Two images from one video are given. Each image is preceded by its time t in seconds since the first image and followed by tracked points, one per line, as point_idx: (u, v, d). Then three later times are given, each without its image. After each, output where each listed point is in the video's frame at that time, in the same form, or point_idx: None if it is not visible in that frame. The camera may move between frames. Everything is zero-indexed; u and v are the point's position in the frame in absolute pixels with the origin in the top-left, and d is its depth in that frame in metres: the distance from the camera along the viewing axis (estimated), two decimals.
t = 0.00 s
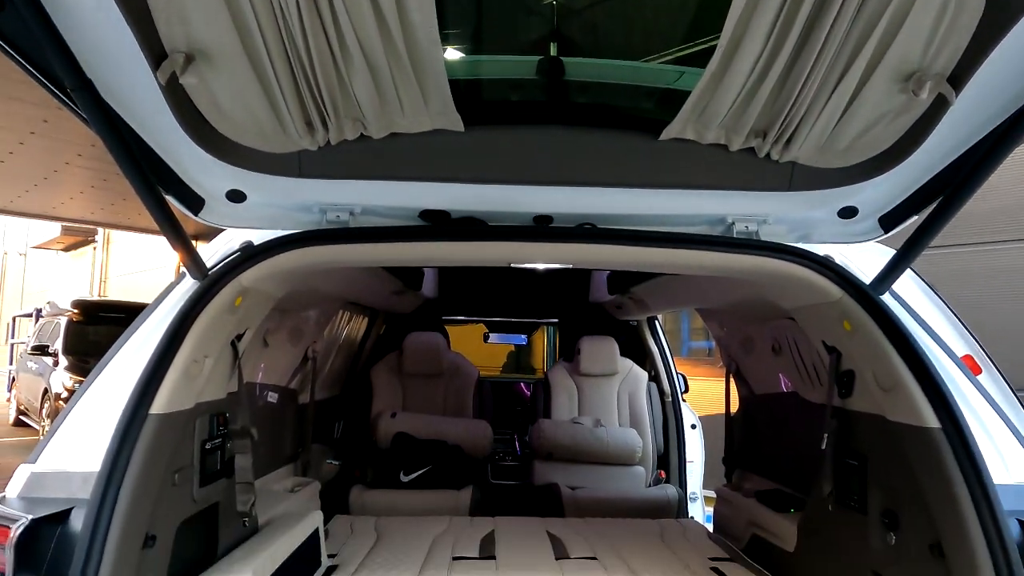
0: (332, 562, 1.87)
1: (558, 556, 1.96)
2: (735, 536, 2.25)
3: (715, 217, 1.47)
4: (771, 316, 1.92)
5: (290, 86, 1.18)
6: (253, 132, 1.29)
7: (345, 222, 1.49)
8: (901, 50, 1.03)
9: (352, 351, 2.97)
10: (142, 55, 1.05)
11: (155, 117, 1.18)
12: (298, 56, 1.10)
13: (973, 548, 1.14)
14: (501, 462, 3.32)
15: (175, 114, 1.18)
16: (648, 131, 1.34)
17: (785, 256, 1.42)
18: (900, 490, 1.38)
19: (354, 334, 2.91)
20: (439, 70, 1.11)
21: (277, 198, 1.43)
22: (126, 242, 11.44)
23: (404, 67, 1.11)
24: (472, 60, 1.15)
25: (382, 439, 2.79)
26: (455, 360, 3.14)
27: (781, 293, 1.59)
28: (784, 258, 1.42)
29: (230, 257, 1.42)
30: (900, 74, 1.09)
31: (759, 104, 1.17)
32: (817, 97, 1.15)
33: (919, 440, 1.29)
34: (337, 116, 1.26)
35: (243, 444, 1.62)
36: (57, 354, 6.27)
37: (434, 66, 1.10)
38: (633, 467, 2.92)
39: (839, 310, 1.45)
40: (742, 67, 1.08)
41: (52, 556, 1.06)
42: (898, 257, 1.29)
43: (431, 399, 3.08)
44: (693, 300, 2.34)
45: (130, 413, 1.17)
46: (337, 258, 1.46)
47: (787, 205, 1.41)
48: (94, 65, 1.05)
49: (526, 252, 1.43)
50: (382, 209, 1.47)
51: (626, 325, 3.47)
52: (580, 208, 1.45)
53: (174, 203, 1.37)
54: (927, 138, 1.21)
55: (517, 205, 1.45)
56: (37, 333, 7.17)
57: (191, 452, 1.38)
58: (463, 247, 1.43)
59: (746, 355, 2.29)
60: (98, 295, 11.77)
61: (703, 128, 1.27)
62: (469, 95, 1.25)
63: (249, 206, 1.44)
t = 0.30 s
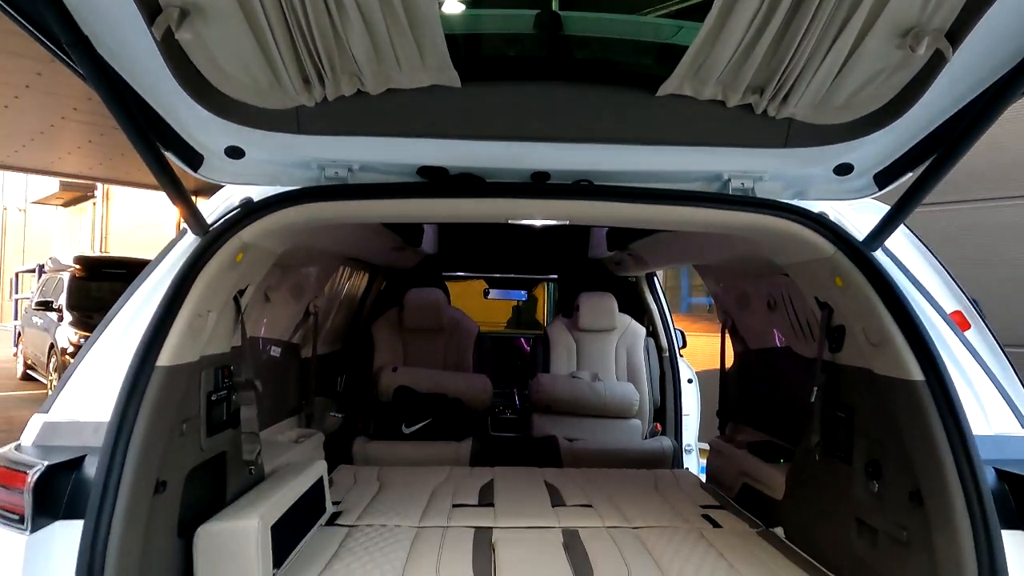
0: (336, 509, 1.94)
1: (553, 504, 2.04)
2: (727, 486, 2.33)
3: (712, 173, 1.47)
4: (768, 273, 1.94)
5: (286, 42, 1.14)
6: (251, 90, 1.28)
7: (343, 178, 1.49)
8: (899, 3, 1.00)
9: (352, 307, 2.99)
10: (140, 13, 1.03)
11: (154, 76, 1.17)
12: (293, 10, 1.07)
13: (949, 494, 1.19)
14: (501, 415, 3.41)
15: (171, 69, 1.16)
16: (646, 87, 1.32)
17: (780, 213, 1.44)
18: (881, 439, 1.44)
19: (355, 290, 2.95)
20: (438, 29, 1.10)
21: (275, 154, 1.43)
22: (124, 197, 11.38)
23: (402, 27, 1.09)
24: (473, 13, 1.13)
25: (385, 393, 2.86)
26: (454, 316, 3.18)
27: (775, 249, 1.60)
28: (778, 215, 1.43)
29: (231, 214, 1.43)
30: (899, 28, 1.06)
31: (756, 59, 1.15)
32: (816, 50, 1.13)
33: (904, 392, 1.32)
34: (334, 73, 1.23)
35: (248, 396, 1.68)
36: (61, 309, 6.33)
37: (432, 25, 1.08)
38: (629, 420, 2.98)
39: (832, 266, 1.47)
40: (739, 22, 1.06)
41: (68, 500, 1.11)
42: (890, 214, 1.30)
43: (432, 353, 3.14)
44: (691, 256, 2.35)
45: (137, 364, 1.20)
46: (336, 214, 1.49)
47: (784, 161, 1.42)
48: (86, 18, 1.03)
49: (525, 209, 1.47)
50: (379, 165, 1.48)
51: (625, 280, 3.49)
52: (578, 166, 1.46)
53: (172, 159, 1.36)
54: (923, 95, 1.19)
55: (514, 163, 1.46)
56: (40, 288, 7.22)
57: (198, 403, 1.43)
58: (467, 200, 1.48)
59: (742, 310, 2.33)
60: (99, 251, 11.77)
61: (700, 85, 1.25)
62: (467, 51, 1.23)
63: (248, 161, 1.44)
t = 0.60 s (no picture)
0: (340, 476, 1.98)
1: (553, 472, 2.07)
2: (725, 455, 2.36)
3: (713, 141, 1.46)
4: (768, 244, 1.94)
5: (285, 7, 1.13)
6: (251, 57, 1.27)
7: (343, 147, 1.49)
8: None
9: (353, 280, 3.00)
10: None
11: (153, 45, 1.16)
12: None
13: (943, 458, 1.21)
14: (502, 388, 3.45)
15: (169, 36, 1.15)
16: (647, 54, 1.31)
17: (781, 181, 1.44)
18: (878, 406, 1.46)
19: (356, 263, 2.95)
20: None
21: (275, 122, 1.42)
22: (124, 174, 11.34)
23: None
24: None
25: (386, 365, 2.88)
26: (455, 290, 3.19)
27: (775, 218, 1.60)
28: (779, 183, 1.44)
29: (231, 182, 1.43)
30: None
31: (757, 28, 1.14)
32: (819, 18, 1.11)
33: (901, 359, 1.33)
34: (333, 40, 1.22)
35: (252, 363, 1.70)
36: (64, 286, 6.36)
37: None
38: (629, 394, 2.99)
39: (833, 235, 1.47)
40: None
41: (76, 463, 1.13)
42: (889, 183, 1.30)
43: (433, 327, 3.17)
44: (692, 228, 2.35)
45: (141, 330, 1.21)
46: (337, 183, 1.49)
47: (786, 129, 1.41)
48: None
49: (526, 178, 1.47)
50: (379, 134, 1.47)
51: (626, 255, 3.49)
52: (579, 134, 1.45)
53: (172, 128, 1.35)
54: (925, 62, 1.19)
55: (516, 131, 1.45)
56: (42, 263, 7.22)
57: (202, 370, 1.45)
58: (467, 168, 1.47)
59: (742, 282, 2.34)
60: (100, 227, 11.76)
61: (702, 53, 1.24)
62: (464, 15, 1.21)
63: (249, 130, 1.43)
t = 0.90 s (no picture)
0: (343, 448, 2.00)
1: (555, 445, 2.09)
2: (725, 429, 2.39)
3: (717, 112, 1.46)
4: (770, 218, 1.94)
5: None
6: (251, 26, 1.23)
7: (346, 119, 1.48)
8: None
9: (354, 256, 3.00)
10: None
11: (153, 13, 1.14)
12: None
13: (944, 427, 1.22)
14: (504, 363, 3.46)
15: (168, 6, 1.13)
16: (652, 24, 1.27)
17: (785, 153, 1.44)
18: (877, 378, 1.47)
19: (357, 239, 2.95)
20: None
21: (275, 92, 1.40)
22: (122, 150, 11.26)
23: None
24: None
25: (388, 340, 2.89)
26: (457, 266, 3.20)
27: (778, 190, 1.60)
28: (782, 155, 1.43)
29: (233, 152, 1.42)
30: None
31: None
32: None
33: (903, 330, 1.34)
34: (333, 9, 1.17)
35: (253, 336, 1.71)
36: (65, 262, 6.36)
37: None
38: (629, 368, 3.03)
39: (837, 207, 1.47)
40: None
41: (83, 431, 1.14)
42: (893, 155, 1.29)
43: (434, 302, 3.18)
44: (694, 202, 2.34)
45: (146, 300, 1.22)
46: (339, 154, 1.48)
47: (791, 101, 1.40)
48: None
49: (528, 149, 1.47)
50: (382, 105, 1.46)
51: (628, 231, 3.48)
52: (582, 105, 1.43)
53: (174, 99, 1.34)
54: (936, 28, 1.15)
55: (518, 103, 1.43)
56: (42, 240, 7.22)
57: (207, 341, 1.46)
58: (470, 139, 1.46)
59: (744, 256, 2.34)
60: (100, 205, 11.72)
61: (708, 20, 1.21)
62: None
63: (249, 100, 1.42)
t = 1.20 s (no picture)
0: (344, 424, 2.02)
1: (554, 421, 2.11)
2: (723, 406, 2.40)
3: (718, 87, 1.43)
4: (771, 194, 1.94)
5: None
6: None
7: (344, 93, 1.46)
8: None
9: (354, 234, 2.99)
10: None
11: None
12: None
13: (940, 402, 1.23)
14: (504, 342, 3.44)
15: None
16: None
17: (788, 128, 1.42)
18: (875, 354, 1.48)
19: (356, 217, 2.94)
20: None
21: (272, 67, 1.38)
22: (121, 128, 11.19)
23: None
24: None
25: (388, 318, 2.90)
26: (457, 244, 3.20)
27: (778, 165, 1.59)
28: (784, 130, 1.42)
29: (230, 127, 1.41)
30: None
31: None
32: None
33: (902, 306, 1.34)
34: None
35: (253, 312, 1.73)
36: (67, 241, 6.37)
37: None
38: (629, 347, 3.06)
39: (837, 183, 1.46)
40: None
41: (85, 406, 1.15)
42: (893, 131, 1.28)
43: (434, 280, 3.18)
44: (695, 179, 2.33)
45: (145, 276, 1.22)
46: (336, 129, 1.47)
47: (793, 75, 1.38)
48: None
49: (527, 124, 1.46)
50: (380, 79, 1.43)
51: (628, 209, 3.46)
52: (582, 80, 1.41)
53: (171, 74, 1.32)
54: None
55: (517, 77, 1.41)
56: (43, 220, 7.21)
57: (206, 316, 1.46)
58: (469, 114, 1.45)
59: (744, 233, 2.33)
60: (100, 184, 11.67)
61: None
62: None
63: (246, 75, 1.39)
